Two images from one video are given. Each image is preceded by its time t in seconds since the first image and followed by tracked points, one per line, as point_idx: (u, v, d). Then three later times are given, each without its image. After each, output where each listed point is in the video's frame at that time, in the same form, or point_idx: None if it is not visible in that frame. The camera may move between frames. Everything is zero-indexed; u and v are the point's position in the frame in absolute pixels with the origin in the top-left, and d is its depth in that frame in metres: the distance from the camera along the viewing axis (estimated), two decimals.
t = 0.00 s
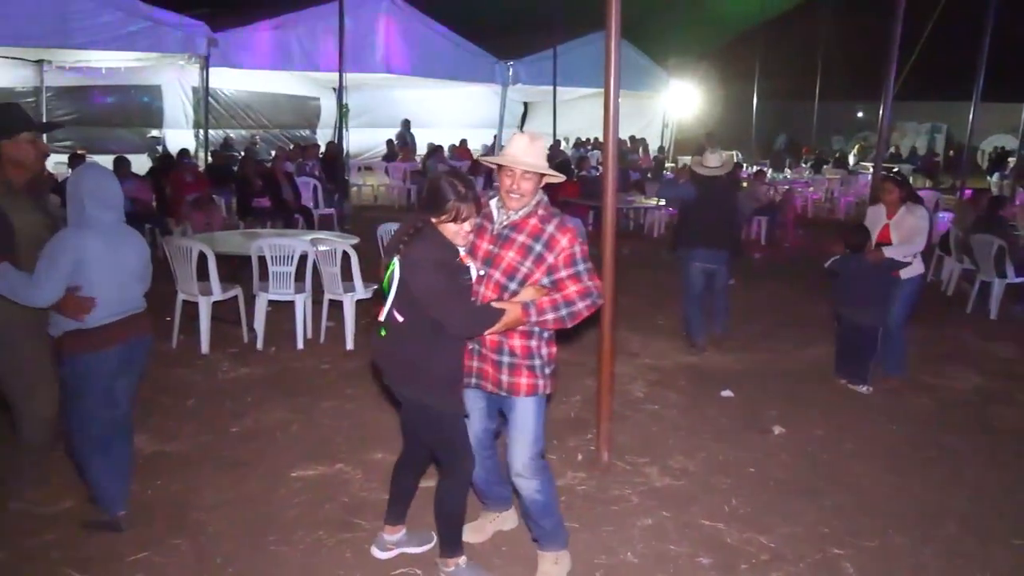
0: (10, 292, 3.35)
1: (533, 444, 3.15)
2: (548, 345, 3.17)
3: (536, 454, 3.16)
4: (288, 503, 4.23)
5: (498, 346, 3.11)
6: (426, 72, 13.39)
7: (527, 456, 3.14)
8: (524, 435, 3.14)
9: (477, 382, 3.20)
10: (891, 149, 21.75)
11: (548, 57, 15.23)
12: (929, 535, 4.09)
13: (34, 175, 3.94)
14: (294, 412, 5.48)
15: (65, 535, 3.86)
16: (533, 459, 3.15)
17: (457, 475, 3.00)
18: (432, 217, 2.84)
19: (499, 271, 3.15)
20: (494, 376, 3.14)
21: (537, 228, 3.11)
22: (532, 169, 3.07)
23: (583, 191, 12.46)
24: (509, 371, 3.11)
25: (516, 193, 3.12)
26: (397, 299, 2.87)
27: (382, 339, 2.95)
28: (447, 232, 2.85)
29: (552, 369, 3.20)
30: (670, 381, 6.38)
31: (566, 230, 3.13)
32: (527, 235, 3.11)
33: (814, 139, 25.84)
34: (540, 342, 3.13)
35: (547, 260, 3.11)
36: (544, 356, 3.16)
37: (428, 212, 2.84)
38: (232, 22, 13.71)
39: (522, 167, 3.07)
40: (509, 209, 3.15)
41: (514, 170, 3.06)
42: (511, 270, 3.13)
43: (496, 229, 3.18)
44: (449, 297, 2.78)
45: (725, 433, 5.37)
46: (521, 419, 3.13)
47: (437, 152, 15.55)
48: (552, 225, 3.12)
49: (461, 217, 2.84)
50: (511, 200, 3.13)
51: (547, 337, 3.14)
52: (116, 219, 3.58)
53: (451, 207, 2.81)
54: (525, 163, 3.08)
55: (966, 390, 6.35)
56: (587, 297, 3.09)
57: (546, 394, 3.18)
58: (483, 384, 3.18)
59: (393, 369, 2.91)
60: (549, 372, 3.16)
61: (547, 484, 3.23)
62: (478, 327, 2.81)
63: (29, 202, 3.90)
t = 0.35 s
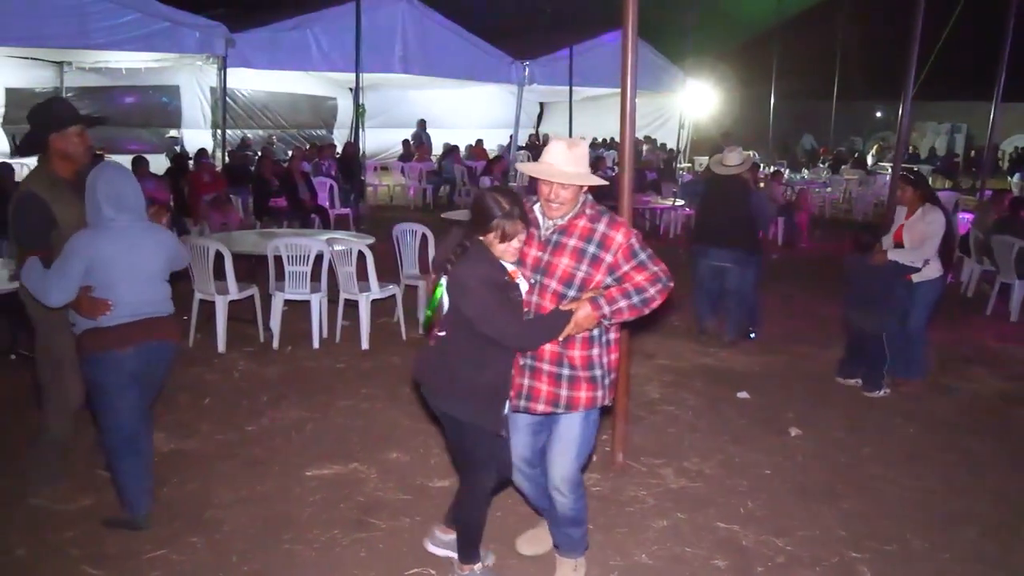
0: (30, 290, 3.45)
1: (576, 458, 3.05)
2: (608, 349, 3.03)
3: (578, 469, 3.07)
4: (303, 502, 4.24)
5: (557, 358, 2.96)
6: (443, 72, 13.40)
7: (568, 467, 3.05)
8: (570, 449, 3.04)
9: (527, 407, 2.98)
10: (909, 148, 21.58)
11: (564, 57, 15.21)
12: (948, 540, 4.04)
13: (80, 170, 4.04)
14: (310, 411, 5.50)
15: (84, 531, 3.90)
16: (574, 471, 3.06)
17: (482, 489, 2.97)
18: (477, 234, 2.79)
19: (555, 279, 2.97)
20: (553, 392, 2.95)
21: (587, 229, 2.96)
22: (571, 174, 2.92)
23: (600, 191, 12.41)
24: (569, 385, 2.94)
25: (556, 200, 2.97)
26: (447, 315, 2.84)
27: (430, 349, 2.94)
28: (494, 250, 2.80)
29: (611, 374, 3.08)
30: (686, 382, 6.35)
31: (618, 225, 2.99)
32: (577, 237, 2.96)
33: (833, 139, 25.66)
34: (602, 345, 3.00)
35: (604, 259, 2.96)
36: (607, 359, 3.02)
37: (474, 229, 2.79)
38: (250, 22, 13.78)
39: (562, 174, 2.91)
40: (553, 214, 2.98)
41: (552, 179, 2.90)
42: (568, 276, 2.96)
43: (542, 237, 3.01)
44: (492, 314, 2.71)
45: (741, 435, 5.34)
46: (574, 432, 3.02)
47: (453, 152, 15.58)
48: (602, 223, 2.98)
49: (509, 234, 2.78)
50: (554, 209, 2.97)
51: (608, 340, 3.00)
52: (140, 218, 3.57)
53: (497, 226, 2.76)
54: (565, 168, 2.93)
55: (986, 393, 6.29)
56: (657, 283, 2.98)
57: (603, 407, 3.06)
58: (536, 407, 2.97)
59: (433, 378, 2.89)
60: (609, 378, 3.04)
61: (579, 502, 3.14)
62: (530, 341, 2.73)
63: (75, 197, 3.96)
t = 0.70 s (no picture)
0: (65, 282, 3.47)
1: (619, 459, 2.99)
2: (638, 359, 2.98)
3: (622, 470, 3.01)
4: (317, 502, 4.25)
5: (586, 367, 2.91)
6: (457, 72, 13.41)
7: (612, 470, 2.99)
8: (614, 453, 2.98)
9: (557, 417, 2.95)
10: (924, 147, 21.45)
11: (578, 57, 15.18)
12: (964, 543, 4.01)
13: (121, 175, 4.08)
14: (323, 411, 5.51)
15: (99, 528, 3.92)
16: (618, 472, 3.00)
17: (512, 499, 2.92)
18: (502, 241, 2.69)
19: (588, 289, 2.90)
20: (583, 401, 2.90)
21: (630, 245, 2.88)
22: (624, 185, 2.83)
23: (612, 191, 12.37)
24: (598, 395, 2.89)
25: (603, 210, 2.87)
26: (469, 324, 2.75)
27: (455, 357, 2.84)
28: (521, 259, 2.70)
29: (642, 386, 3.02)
30: (699, 384, 6.33)
31: (661, 247, 2.89)
32: (619, 251, 2.88)
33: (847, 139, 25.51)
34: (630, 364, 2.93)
35: (640, 279, 2.88)
36: (633, 380, 2.95)
37: (499, 237, 2.69)
38: (264, 23, 13.83)
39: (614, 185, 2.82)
40: (598, 226, 2.89)
41: (601, 188, 2.81)
42: (601, 289, 2.89)
43: (584, 246, 2.93)
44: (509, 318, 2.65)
45: (755, 437, 5.31)
46: (614, 436, 2.96)
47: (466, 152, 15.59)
48: (646, 241, 2.89)
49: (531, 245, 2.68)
50: (598, 221, 2.88)
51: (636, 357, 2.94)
52: (181, 218, 3.59)
53: (525, 236, 2.65)
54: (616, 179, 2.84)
55: (1004, 396, 6.22)
56: (685, 318, 2.85)
57: (636, 415, 2.99)
58: (564, 416, 2.94)
59: (462, 385, 2.81)
60: (640, 392, 2.97)
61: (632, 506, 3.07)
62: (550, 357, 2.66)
63: (105, 198, 3.96)
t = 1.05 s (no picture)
0: (100, 283, 3.51)
1: (688, 484, 2.77)
2: (700, 369, 2.80)
3: (690, 500, 2.78)
4: (334, 501, 4.25)
5: (641, 371, 2.81)
6: (474, 72, 13.41)
7: (679, 498, 2.77)
8: (676, 477, 2.77)
9: (614, 423, 2.86)
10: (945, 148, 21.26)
11: (594, 57, 15.15)
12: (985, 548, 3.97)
13: (162, 176, 4.07)
14: (340, 411, 5.52)
15: (118, 526, 3.95)
16: (685, 501, 2.77)
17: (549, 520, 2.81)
18: (543, 234, 2.64)
19: (638, 285, 2.80)
20: (639, 404, 2.81)
21: (684, 238, 2.73)
22: (671, 175, 2.71)
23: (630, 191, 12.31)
24: (654, 399, 2.78)
25: (655, 202, 2.74)
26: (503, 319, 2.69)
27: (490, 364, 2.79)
28: (564, 253, 2.64)
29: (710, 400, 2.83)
30: (717, 385, 6.30)
31: (718, 239, 2.71)
32: (673, 245, 2.74)
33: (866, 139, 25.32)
34: (689, 368, 2.78)
35: (695, 275, 2.72)
36: (692, 384, 2.79)
37: (538, 229, 2.64)
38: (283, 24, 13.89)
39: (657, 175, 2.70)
40: (649, 219, 2.78)
41: (643, 179, 2.70)
42: (652, 285, 2.77)
43: (638, 242, 2.85)
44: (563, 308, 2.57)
45: (774, 439, 5.28)
46: (675, 456, 2.78)
47: (482, 153, 15.60)
48: (702, 233, 2.73)
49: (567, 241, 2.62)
50: (647, 214, 2.76)
51: (697, 362, 2.78)
52: (214, 221, 3.51)
53: (560, 229, 2.60)
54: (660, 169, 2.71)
55: None
56: (744, 317, 2.66)
57: (705, 430, 2.81)
58: (617, 421, 2.85)
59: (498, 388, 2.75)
60: (704, 405, 2.79)
61: (695, 535, 2.82)
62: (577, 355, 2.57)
63: (143, 197, 3.96)
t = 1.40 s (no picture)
0: (136, 282, 3.53)
1: (708, 502, 2.67)
2: (734, 386, 2.62)
3: (709, 515, 2.69)
4: (350, 502, 4.26)
5: (676, 390, 2.57)
6: (491, 74, 13.42)
7: (699, 513, 2.68)
8: (698, 492, 2.67)
9: (639, 444, 2.58)
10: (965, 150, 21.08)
11: (611, 59, 15.13)
12: (1006, 555, 3.92)
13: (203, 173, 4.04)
14: (355, 411, 5.53)
15: (136, 526, 3.96)
16: (706, 518, 2.68)
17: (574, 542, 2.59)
18: (595, 244, 2.39)
19: (673, 296, 2.62)
20: (673, 428, 2.57)
21: (721, 244, 2.56)
22: (698, 168, 2.57)
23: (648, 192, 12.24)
24: (690, 419, 2.57)
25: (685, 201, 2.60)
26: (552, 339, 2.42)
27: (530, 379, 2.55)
28: (616, 267, 2.41)
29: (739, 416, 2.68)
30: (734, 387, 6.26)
31: (757, 246, 2.55)
32: (708, 252, 2.57)
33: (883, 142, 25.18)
34: (725, 383, 2.59)
35: (734, 284, 2.55)
36: (727, 400, 2.61)
37: (591, 239, 2.40)
38: (301, 26, 13.95)
39: (695, 167, 2.56)
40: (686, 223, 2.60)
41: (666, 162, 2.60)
42: (688, 296, 2.59)
43: (670, 247, 2.65)
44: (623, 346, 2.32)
45: (792, 443, 5.24)
46: (697, 473, 2.66)
47: (499, 154, 15.65)
48: (740, 240, 2.56)
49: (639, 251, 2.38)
50: (680, 214, 2.61)
51: (733, 377, 2.60)
52: (248, 223, 3.53)
53: (621, 239, 2.36)
54: (696, 161, 2.57)
55: None
56: (790, 327, 2.50)
57: (728, 448, 2.68)
58: (648, 442, 2.58)
59: (539, 413, 2.48)
60: (734, 423, 2.63)
61: (718, 550, 2.74)
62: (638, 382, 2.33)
63: (185, 193, 3.94)
